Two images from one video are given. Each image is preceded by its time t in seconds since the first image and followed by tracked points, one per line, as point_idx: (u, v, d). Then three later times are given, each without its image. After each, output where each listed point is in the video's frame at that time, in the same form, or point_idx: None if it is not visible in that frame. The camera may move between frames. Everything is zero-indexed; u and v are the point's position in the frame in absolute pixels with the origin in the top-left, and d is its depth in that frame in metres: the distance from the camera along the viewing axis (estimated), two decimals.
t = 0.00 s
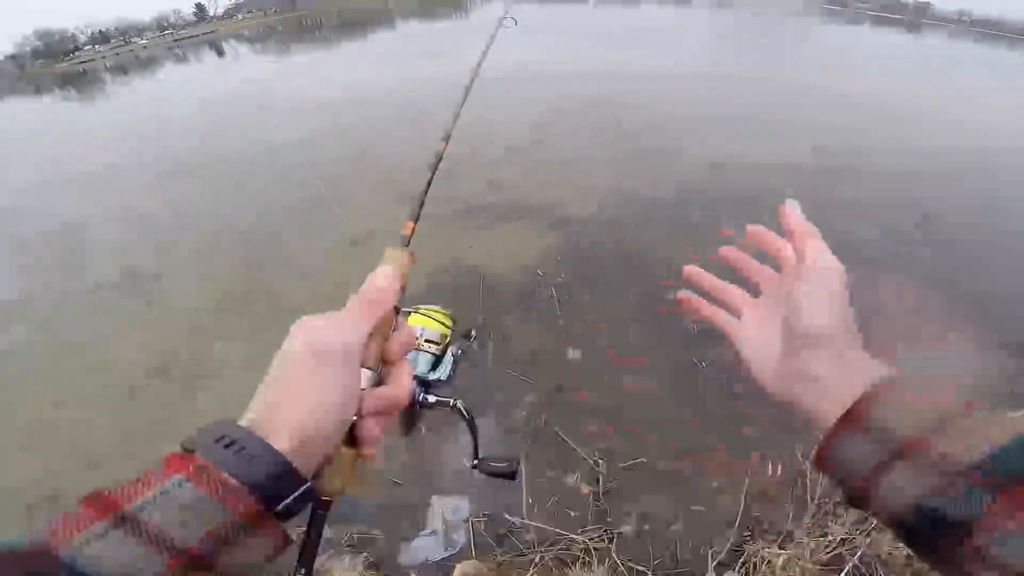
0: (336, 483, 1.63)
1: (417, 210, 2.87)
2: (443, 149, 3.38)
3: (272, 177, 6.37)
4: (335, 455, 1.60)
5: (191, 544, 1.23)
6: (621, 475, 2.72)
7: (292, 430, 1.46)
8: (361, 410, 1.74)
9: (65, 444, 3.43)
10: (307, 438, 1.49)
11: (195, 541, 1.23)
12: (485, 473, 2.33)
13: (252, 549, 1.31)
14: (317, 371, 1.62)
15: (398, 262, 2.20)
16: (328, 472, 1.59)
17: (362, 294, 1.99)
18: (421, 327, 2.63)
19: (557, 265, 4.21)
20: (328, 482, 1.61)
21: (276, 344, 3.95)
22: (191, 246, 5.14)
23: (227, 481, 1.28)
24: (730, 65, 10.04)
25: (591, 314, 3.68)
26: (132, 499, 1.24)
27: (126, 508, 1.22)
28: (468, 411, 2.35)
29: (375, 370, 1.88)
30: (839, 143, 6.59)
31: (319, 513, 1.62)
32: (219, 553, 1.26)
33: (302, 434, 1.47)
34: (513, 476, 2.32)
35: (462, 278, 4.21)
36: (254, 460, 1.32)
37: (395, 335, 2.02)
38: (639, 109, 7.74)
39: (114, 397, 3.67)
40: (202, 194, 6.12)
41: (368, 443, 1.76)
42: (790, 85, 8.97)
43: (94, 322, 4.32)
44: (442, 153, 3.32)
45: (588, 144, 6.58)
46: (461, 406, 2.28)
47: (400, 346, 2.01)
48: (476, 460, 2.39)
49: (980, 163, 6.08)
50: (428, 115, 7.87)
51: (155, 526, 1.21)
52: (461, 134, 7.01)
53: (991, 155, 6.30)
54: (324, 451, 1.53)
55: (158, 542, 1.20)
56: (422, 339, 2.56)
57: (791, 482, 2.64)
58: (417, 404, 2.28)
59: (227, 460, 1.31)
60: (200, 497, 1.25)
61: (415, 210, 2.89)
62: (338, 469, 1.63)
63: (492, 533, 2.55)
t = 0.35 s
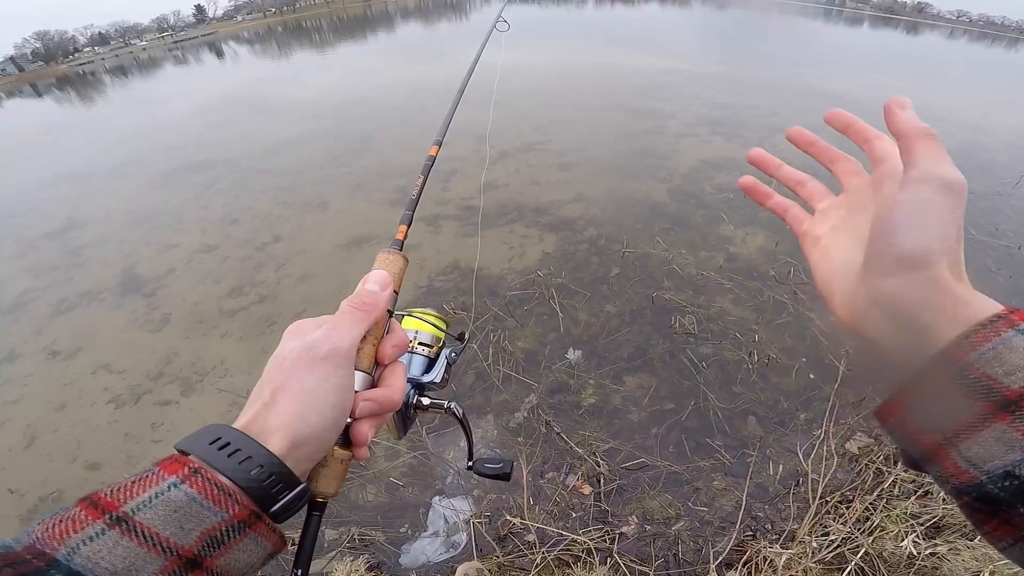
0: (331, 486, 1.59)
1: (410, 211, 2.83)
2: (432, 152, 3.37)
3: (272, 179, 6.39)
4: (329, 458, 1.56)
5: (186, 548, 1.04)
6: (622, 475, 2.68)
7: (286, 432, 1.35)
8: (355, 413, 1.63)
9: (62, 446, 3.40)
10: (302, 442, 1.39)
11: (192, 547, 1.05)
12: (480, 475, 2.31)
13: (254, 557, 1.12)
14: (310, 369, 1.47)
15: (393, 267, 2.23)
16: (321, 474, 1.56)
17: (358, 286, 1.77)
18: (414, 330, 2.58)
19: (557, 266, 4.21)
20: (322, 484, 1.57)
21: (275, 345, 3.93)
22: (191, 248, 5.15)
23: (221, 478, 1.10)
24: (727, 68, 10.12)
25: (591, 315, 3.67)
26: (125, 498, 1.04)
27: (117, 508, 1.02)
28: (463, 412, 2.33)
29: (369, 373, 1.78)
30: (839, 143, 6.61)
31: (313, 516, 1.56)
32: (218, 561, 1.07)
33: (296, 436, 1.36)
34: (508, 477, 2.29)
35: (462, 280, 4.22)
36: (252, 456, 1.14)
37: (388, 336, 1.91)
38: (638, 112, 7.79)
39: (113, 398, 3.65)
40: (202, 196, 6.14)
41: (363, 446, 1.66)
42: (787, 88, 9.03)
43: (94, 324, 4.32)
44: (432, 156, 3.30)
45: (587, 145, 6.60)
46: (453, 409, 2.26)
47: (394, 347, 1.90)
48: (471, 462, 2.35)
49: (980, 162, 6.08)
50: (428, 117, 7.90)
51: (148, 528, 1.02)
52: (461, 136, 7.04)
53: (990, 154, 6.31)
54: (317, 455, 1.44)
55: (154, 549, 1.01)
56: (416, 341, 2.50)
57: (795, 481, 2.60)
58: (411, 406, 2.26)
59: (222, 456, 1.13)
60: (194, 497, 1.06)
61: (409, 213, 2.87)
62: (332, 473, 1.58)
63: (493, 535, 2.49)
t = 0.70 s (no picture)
0: (336, 483, 1.50)
1: (418, 209, 2.83)
2: (439, 152, 3.35)
3: (268, 181, 6.37)
4: (333, 452, 1.49)
5: (189, 545, 1.03)
6: (618, 478, 2.68)
7: (289, 425, 1.35)
8: (360, 407, 1.58)
9: (55, 448, 3.37)
10: (306, 434, 1.39)
11: (195, 543, 1.03)
12: (488, 475, 2.29)
13: (257, 553, 1.10)
14: (314, 363, 1.49)
15: (399, 264, 2.22)
16: (326, 471, 1.49)
17: (364, 282, 1.77)
18: (422, 329, 2.57)
19: (554, 269, 4.21)
20: (327, 481, 1.49)
21: (271, 348, 3.92)
22: (186, 250, 5.12)
23: (223, 474, 1.09)
24: (723, 72, 10.18)
25: (588, 318, 3.67)
26: (127, 495, 1.03)
27: (119, 505, 1.02)
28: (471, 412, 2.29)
29: (376, 368, 1.73)
30: (834, 146, 6.65)
31: (317, 513, 1.47)
32: (221, 558, 1.06)
33: (299, 429, 1.36)
34: (515, 477, 2.28)
35: (458, 283, 4.22)
36: (254, 451, 1.13)
37: (395, 331, 1.87)
38: (635, 115, 7.81)
39: (107, 401, 3.63)
40: (198, 198, 6.12)
41: (368, 442, 1.60)
42: (783, 91, 9.08)
43: (89, 327, 4.30)
44: (439, 156, 3.29)
45: (583, 148, 6.62)
46: (462, 408, 2.23)
47: (401, 343, 1.86)
48: (479, 462, 2.33)
49: (974, 166, 6.12)
50: (425, 119, 7.90)
51: (151, 524, 1.01)
52: (458, 139, 7.05)
53: (983, 158, 6.36)
54: (322, 449, 1.44)
55: (158, 545, 1.00)
56: (424, 340, 2.49)
57: (790, 483, 2.61)
58: (417, 406, 2.24)
59: (224, 452, 1.12)
60: (197, 493, 1.05)
61: (417, 213, 2.87)
62: (337, 468, 1.50)
63: (489, 538, 2.48)
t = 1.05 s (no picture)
0: (321, 484, 1.52)
1: (393, 215, 2.81)
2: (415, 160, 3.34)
3: (258, 191, 6.33)
4: (319, 454, 1.50)
5: (176, 545, 0.96)
6: (618, 479, 2.68)
7: (270, 429, 1.29)
8: (342, 411, 1.58)
9: (48, 465, 3.31)
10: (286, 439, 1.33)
11: (183, 544, 0.97)
12: (473, 475, 2.29)
13: (244, 555, 1.04)
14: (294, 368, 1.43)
15: (377, 270, 2.21)
16: (312, 472, 1.50)
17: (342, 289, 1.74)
18: (401, 334, 2.57)
19: (546, 272, 4.22)
20: (313, 482, 1.50)
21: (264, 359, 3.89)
22: (177, 262, 5.08)
23: (207, 475, 1.02)
24: (707, 71, 10.29)
25: (582, 319, 3.68)
26: (114, 496, 0.96)
27: (107, 506, 0.95)
28: (453, 413, 2.30)
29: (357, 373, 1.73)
30: (820, 142, 6.72)
31: (305, 514, 1.51)
32: (209, 559, 0.99)
33: (281, 433, 1.30)
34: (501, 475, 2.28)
35: (451, 288, 4.21)
36: (238, 453, 1.07)
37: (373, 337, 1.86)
38: (622, 116, 7.86)
39: (101, 415, 3.58)
40: (187, 209, 6.07)
41: (352, 444, 1.61)
42: (767, 88, 9.18)
43: (79, 342, 4.24)
44: (413, 164, 3.28)
45: (572, 151, 6.65)
46: (444, 409, 2.23)
47: (379, 348, 1.86)
48: (463, 463, 2.33)
49: (956, 159, 6.21)
50: (413, 125, 7.90)
51: (137, 525, 0.94)
52: (447, 144, 7.06)
53: (965, 151, 6.46)
54: (304, 453, 1.38)
55: (145, 546, 0.93)
56: (403, 344, 2.50)
57: (790, 479, 2.62)
58: (400, 408, 2.23)
59: (208, 453, 1.05)
60: (182, 495, 0.99)
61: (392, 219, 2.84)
62: (323, 470, 1.51)
63: (491, 542, 2.48)
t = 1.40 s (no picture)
0: (318, 488, 1.52)
1: (391, 215, 2.81)
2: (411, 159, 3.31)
3: (249, 197, 6.31)
4: (314, 459, 1.50)
5: (171, 551, 0.93)
6: (614, 478, 2.69)
7: (264, 432, 1.25)
8: (338, 414, 1.55)
9: (42, 475, 3.27)
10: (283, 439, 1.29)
11: (178, 549, 0.94)
12: (474, 477, 2.27)
13: (239, 560, 1.00)
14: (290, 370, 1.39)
15: (372, 272, 2.20)
16: (308, 476, 1.50)
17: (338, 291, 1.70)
18: (399, 336, 2.57)
19: (540, 274, 4.22)
20: (309, 486, 1.50)
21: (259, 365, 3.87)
22: (169, 270, 5.05)
23: (202, 480, 0.99)
24: (696, 71, 10.35)
25: (576, 320, 3.69)
26: (108, 501, 0.93)
27: (100, 511, 0.91)
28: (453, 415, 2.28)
29: (354, 375, 1.70)
30: (809, 141, 6.77)
31: (301, 518, 1.47)
32: (204, 565, 0.96)
33: (276, 436, 1.27)
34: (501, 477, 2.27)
35: (446, 291, 4.21)
36: (233, 457, 1.03)
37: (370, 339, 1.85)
38: (613, 118, 7.89)
39: (96, 424, 3.54)
40: (179, 216, 6.04)
41: (349, 448, 1.58)
42: (755, 87, 9.24)
43: (71, 351, 4.20)
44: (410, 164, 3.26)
45: (564, 152, 6.66)
46: (443, 411, 2.22)
47: (376, 351, 1.84)
48: (464, 465, 2.32)
49: (945, 156, 6.27)
50: (404, 129, 7.90)
51: (131, 530, 0.91)
52: (439, 148, 7.06)
53: (952, 149, 6.53)
54: (301, 456, 1.34)
55: (139, 551, 0.90)
56: (402, 346, 2.49)
57: (785, 477, 2.62)
58: (399, 411, 2.22)
59: (203, 458, 1.01)
60: (177, 500, 0.95)
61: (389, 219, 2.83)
62: (319, 474, 1.52)
63: (489, 544, 2.47)
